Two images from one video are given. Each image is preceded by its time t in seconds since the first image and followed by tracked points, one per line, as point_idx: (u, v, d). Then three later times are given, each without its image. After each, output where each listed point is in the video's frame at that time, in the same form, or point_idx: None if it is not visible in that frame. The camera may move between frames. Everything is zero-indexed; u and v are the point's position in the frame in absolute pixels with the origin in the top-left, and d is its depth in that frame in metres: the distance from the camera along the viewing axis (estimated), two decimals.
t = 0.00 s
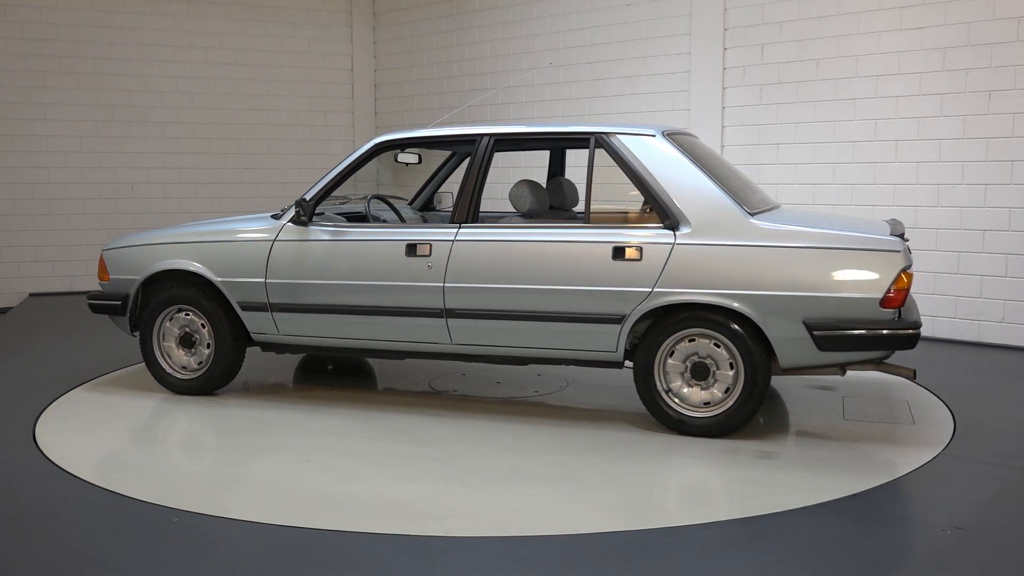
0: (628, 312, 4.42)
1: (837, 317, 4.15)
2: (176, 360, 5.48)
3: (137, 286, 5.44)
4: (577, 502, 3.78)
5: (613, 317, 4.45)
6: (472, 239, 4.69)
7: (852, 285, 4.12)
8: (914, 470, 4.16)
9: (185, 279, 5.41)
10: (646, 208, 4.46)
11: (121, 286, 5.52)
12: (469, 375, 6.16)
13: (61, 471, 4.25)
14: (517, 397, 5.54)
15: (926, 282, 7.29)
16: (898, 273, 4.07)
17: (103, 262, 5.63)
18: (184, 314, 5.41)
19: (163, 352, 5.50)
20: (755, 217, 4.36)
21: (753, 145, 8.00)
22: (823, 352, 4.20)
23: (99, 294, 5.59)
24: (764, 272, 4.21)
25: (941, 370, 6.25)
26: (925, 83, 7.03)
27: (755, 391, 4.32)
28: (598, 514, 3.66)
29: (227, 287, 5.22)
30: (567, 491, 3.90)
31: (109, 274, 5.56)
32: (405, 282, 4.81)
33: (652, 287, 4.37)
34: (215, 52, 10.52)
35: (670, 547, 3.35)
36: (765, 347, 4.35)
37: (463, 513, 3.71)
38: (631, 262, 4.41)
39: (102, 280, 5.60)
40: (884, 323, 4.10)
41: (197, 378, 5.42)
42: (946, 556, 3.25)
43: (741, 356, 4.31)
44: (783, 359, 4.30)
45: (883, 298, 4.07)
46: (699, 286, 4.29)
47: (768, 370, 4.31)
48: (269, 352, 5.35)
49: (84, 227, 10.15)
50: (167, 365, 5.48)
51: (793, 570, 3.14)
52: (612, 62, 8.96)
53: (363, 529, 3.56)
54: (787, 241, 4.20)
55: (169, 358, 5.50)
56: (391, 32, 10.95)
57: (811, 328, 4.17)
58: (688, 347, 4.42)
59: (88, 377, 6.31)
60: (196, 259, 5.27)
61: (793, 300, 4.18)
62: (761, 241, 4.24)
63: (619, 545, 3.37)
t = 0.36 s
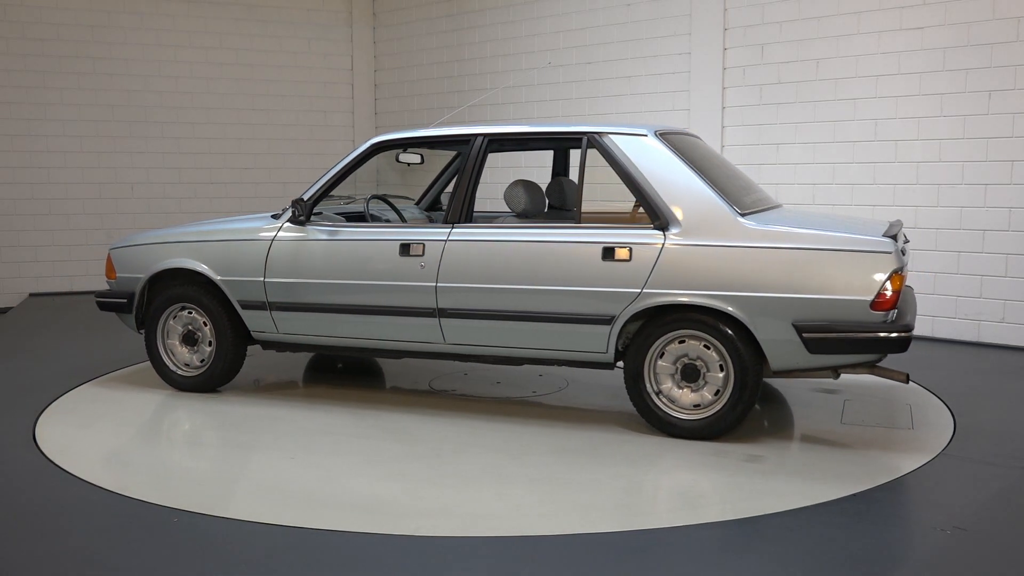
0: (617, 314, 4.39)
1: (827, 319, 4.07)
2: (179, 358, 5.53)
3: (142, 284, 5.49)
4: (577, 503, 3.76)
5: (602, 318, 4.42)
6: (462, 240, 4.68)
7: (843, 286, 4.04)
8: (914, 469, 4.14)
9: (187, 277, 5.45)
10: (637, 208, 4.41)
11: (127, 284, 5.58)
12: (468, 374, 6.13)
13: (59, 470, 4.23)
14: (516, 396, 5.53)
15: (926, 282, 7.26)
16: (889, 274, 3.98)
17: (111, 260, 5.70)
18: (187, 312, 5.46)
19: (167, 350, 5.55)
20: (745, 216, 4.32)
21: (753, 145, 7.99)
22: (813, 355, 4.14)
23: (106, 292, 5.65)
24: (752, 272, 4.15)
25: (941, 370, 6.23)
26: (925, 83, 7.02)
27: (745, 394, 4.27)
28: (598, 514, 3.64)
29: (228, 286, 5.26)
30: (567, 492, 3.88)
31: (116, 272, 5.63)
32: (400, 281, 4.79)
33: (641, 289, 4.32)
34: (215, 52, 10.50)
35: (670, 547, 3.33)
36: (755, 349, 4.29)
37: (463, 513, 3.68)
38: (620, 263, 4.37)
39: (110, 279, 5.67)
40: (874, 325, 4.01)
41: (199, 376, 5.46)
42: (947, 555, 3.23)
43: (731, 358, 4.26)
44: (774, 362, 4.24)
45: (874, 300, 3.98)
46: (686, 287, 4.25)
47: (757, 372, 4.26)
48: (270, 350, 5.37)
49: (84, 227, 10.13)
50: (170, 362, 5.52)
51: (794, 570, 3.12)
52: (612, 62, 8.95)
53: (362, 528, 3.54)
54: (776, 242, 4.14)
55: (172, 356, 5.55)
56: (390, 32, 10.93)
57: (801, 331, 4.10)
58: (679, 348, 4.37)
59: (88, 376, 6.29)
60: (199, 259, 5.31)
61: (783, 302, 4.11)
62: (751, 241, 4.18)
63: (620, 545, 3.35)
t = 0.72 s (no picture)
0: (605, 315, 4.35)
1: (816, 320, 4.00)
2: (182, 355, 5.58)
3: (147, 282, 5.56)
4: (576, 502, 3.74)
5: (591, 319, 4.38)
6: (452, 243, 4.67)
7: (830, 285, 3.96)
8: (915, 469, 4.12)
9: (190, 276, 5.51)
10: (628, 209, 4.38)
11: (134, 281, 5.65)
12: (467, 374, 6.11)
13: (57, 470, 4.21)
14: (515, 396, 5.51)
15: (926, 282, 7.24)
16: (879, 276, 3.88)
17: (118, 258, 5.75)
18: (191, 310, 5.52)
19: (172, 347, 5.61)
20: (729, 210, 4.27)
21: (753, 145, 7.97)
22: (802, 356, 4.07)
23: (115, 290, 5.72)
24: (738, 274, 4.09)
25: (941, 370, 6.22)
26: (925, 83, 6.99)
27: (733, 397, 4.22)
28: (600, 514, 3.62)
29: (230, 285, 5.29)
30: (566, 492, 3.87)
31: (123, 270, 5.68)
32: (394, 280, 4.79)
33: (629, 290, 4.29)
34: (215, 52, 10.48)
35: (672, 547, 3.31)
36: (744, 351, 4.23)
37: (462, 512, 3.66)
38: (609, 263, 4.33)
39: (118, 277, 5.73)
40: (861, 327, 3.92)
41: (202, 373, 5.51)
42: (948, 555, 3.22)
43: (720, 360, 4.21)
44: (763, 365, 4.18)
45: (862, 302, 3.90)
46: (671, 288, 4.20)
47: (747, 375, 4.20)
48: (271, 348, 5.41)
49: (83, 227, 10.10)
50: (174, 359, 5.57)
51: (794, 571, 3.10)
52: (612, 62, 8.93)
53: (360, 527, 3.52)
54: (765, 243, 4.06)
55: (176, 353, 5.61)
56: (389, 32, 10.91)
57: (789, 333, 4.03)
58: (668, 350, 4.33)
59: (87, 376, 6.27)
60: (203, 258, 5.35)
61: (771, 303, 4.05)
62: (740, 243, 4.11)
63: (621, 545, 3.33)
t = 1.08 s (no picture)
0: (594, 315, 4.31)
1: (805, 323, 3.90)
2: (187, 353, 5.64)
3: (154, 280, 5.64)
4: (576, 502, 3.73)
5: (581, 319, 4.34)
6: (445, 243, 4.65)
7: (816, 290, 3.87)
8: (917, 469, 4.11)
9: (195, 275, 5.57)
10: (618, 211, 4.33)
11: (142, 281, 5.72)
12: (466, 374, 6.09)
13: (55, 470, 4.19)
14: (515, 396, 5.49)
15: (926, 282, 7.22)
16: (867, 278, 3.77)
17: (127, 257, 5.82)
18: (195, 309, 5.58)
19: (177, 345, 5.68)
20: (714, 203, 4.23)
21: (753, 145, 7.96)
22: (789, 359, 3.99)
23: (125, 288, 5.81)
24: (725, 275, 4.01)
25: (941, 370, 6.20)
26: (925, 83, 6.97)
27: (721, 400, 4.15)
28: (601, 513, 3.60)
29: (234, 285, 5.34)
30: (566, 491, 3.85)
31: (132, 269, 5.74)
32: (390, 279, 4.80)
33: (618, 290, 4.24)
34: (215, 52, 10.47)
35: (675, 547, 3.30)
36: (733, 354, 4.14)
37: (460, 512, 3.64)
38: (597, 264, 4.28)
39: (127, 276, 5.80)
40: (849, 329, 3.83)
41: (205, 370, 5.56)
42: (950, 555, 3.20)
43: (708, 363, 4.13)
44: (751, 368, 4.10)
45: (850, 303, 3.80)
46: (657, 288, 4.14)
47: (735, 378, 4.13)
48: (273, 346, 5.46)
49: (84, 228, 10.08)
50: (178, 357, 5.63)
51: (797, 571, 3.08)
52: (612, 62, 8.91)
53: (357, 528, 3.51)
54: (753, 244, 3.98)
55: (181, 351, 5.68)
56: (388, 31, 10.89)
57: (776, 335, 3.95)
58: (657, 351, 4.27)
59: (88, 377, 6.26)
60: (209, 259, 5.40)
61: (758, 304, 3.96)
62: (726, 243, 4.04)
63: (622, 545, 3.32)
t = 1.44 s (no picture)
0: (582, 315, 4.27)
1: (792, 325, 3.83)
2: (192, 350, 5.69)
3: (159, 279, 5.68)
4: (576, 502, 3.71)
5: (569, 319, 4.31)
6: (441, 241, 4.63)
7: (805, 288, 3.79)
8: (918, 469, 4.10)
9: (199, 274, 5.59)
10: (608, 212, 4.30)
11: (148, 279, 5.77)
12: (465, 373, 6.08)
13: (54, 470, 4.17)
14: (514, 396, 5.47)
15: (926, 282, 7.20)
16: (854, 278, 3.69)
17: (136, 256, 5.88)
18: (200, 307, 5.61)
19: (183, 342, 5.72)
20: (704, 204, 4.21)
21: (753, 145, 7.94)
22: (776, 362, 3.92)
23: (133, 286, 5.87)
24: (714, 275, 3.95)
25: (942, 369, 6.19)
26: (925, 83, 6.95)
27: (708, 403, 4.08)
28: (604, 514, 3.58)
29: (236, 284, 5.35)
30: (566, 491, 3.83)
31: (140, 267, 5.80)
32: (385, 279, 4.80)
33: (606, 291, 4.20)
34: (215, 52, 10.45)
35: (677, 547, 3.28)
36: (720, 356, 4.07)
37: (460, 512, 3.63)
38: (584, 264, 4.25)
39: (135, 274, 5.86)
40: (835, 331, 3.76)
41: (211, 368, 5.60)
42: (951, 555, 3.18)
43: (695, 365, 4.07)
44: (738, 369, 4.03)
45: (835, 305, 3.71)
46: (644, 289, 4.10)
47: (722, 381, 4.06)
48: (275, 345, 5.48)
49: (84, 228, 10.05)
50: (184, 354, 5.68)
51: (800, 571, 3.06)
52: (612, 62, 8.89)
53: (356, 528, 3.49)
54: (744, 245, 3.91)
55: (187, 349, 5.72)
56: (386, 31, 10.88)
57: (763, 337, 3.88)
58: (645, 352, 4.21)
59: (87, 376, 6.24)
60: (214, 258, 5.42)
61: (744, 305, 3.90)
62: (715, 245, 3.97)
63: (625, 545, 3.30)
